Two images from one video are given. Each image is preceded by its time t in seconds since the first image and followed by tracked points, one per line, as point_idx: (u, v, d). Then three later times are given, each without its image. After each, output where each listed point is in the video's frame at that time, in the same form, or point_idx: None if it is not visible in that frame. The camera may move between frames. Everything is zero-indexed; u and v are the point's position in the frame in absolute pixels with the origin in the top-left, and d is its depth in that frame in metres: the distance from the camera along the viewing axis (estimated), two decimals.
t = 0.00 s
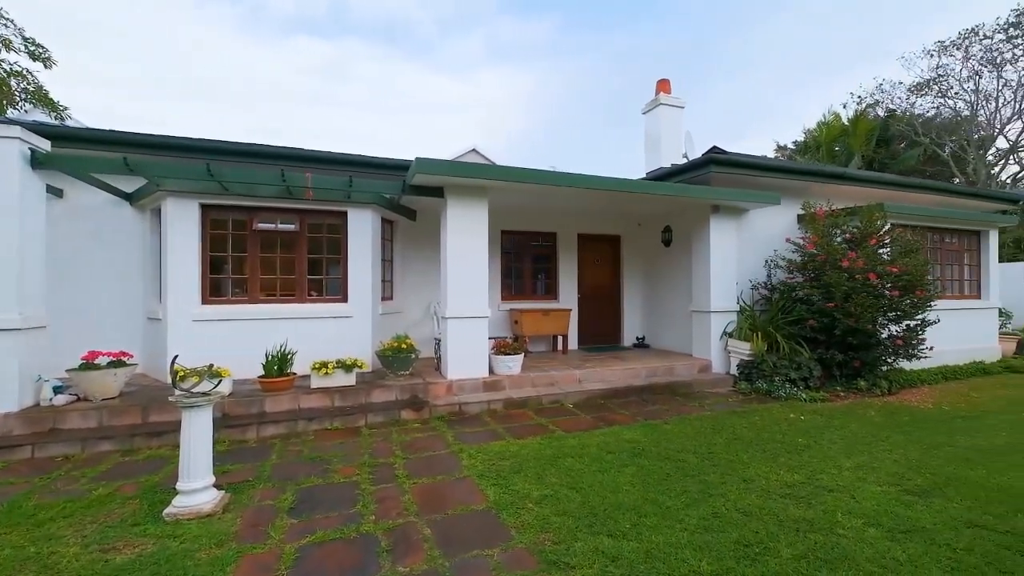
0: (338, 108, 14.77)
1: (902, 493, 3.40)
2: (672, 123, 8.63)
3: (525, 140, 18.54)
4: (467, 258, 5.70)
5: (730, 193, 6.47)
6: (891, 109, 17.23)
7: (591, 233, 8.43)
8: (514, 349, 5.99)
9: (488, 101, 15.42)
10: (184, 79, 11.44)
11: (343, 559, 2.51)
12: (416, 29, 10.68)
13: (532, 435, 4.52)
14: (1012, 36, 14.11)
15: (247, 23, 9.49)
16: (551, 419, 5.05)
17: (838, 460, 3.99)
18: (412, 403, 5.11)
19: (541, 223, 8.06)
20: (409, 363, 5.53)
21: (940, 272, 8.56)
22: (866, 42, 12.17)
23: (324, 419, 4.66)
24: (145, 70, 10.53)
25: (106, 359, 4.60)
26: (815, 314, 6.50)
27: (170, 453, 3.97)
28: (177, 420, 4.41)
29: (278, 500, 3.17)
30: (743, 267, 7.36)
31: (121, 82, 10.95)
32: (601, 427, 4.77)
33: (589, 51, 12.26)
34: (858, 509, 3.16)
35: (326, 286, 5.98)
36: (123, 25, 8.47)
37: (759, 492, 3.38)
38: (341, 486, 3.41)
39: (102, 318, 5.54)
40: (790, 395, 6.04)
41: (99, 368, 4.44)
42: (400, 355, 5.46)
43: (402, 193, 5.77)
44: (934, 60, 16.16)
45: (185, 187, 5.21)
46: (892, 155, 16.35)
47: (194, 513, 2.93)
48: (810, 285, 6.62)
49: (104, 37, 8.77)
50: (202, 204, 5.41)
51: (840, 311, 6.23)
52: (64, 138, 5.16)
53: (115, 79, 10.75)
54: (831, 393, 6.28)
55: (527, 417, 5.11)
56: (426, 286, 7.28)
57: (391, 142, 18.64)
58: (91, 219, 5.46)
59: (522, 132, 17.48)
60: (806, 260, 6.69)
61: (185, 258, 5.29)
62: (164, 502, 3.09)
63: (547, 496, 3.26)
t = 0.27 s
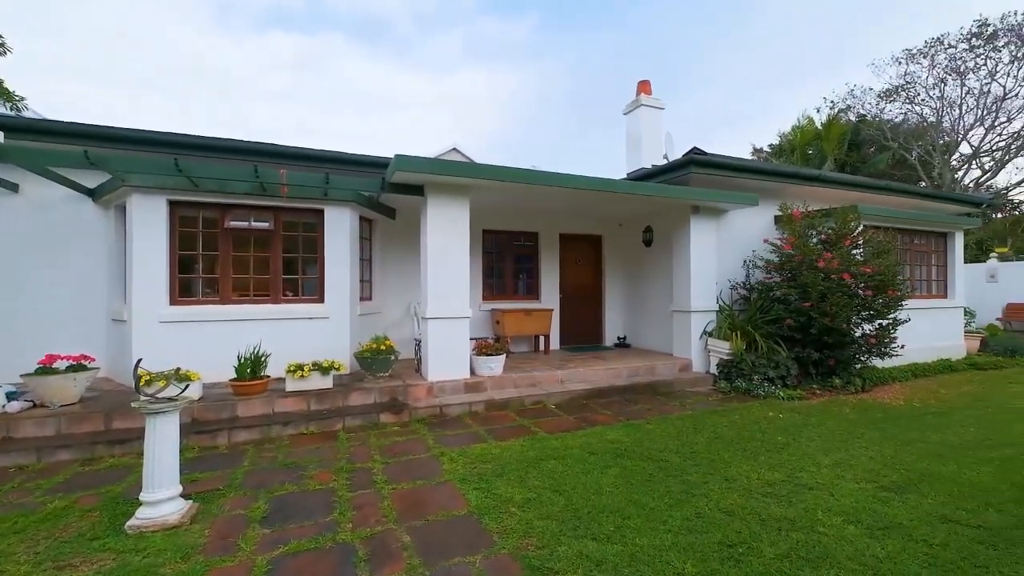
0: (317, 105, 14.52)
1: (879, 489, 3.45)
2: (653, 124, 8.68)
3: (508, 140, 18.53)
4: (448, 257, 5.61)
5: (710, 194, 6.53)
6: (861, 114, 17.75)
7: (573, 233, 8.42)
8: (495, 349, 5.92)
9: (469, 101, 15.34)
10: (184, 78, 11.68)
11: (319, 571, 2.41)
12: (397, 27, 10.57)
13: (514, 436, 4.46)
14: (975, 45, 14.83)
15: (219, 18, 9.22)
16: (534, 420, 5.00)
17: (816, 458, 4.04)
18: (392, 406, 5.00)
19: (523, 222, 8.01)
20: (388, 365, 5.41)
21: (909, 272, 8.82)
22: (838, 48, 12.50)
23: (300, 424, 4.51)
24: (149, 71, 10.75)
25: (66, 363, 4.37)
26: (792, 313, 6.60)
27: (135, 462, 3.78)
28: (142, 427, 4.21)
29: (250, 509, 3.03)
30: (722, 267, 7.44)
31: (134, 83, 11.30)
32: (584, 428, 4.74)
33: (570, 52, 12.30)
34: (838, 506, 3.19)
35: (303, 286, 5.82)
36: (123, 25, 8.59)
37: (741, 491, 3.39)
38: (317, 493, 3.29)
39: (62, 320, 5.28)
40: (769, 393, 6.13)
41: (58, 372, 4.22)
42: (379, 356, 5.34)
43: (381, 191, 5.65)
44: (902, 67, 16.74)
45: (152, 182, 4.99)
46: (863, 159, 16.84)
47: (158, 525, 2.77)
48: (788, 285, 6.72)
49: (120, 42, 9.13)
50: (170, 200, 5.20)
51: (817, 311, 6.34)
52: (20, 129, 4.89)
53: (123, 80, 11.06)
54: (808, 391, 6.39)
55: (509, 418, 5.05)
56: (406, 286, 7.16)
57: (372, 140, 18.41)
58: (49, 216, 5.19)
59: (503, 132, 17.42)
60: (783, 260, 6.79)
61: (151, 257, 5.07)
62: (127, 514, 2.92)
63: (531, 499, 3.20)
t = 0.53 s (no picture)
0: (292, 103, 14.20)
1: (853, 485, 3.50)
2: (632, 125, 8.72)
3: (487, 140, 18.43)
4: (426, 256, 5.49)
5: (688, 194, 6.59)
6: (830, 119, 18.27)
7: (552, 232, 8.39)
8: (474, 350, 5.82)
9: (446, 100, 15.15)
10: (184, 77, 11.77)
11: None
12: (373, 24, 10.36)
13: (493, 438, 4.38)
14: (936, 55, 15.44)
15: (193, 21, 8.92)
16: (514, 421, 4.93)
17: (793, 455, 4.08)
18: (367, 409, 4.86)
19: (502, 221, 7.93)
20: (364, 367, 5.25)
21: (877, 272, 9.08)
22: (808, 52, 12.82)
23: (270, 429, 4.34)
24: (149, 71, 10.80)
25: (15, 369, 4.10)
26: (767, 313, 6.71)
27: (91, 472, 3.56)
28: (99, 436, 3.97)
29: (216, 520, 2.88)
30: (700, 267, 7.52)
31: (139, 84, 11.39)
32: (564, 429, 4.69)
33: (549, 51, 12.28)
34: (815, 503, 3.22)
35: (274, 286, 5.62)
36: (123, 26, 8.57)
37: (721, 491, 3.39)
38: (288, 502, 3.15)
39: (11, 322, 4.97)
40: (745, 391, 6.22)
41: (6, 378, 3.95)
42: (354, 358, 5.18)
43: (356, 187, 5.50)
44: (868, 75, 17.28)
45: (111, 176, 4.73)
46: (832, 163, 17.33)
47: (115, 539, 2.60)
48: (763, 284, 6.83)
49: (101, 40, 8.92)
50: (131, 196, 4.94)
51: (791, 310, 6.46)
52: None
53: (127, 81, 11.18)
54: (782, 389, 6.51)
55: (488, 420, 4.96)
56: (383, 286, 7.01)
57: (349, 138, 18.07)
58: None
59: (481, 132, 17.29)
60: (758, 260, 6.89)
61: (110, 255, 4.81)
62: (80, 530, 2.73)
63: (511, 503, 3.13)
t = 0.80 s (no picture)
0: (264, 99, 13.79)
1: (828, 482, 3.54)
2: (610, 125, 8.75)
3: (465, 140, 18.29)
4: (401, 255, 5.36)
5: (665, 194, 6.62)
6: (800, 124, 18.79)
7: (530, 232, 8.34)
8: (452, 351, 5.71)
9: (423, 99, 14.95)
10: (178, 76, 11.65)
11: None
12: (349, 19, 10.11)
13: (471, 441, 4.28)
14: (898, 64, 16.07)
15: (158, 18, 8.55)
16: (492, 423, 4.84)
17: (769, 453, 4.12)
18: (340, 413, 4.70)
19: (479, 220, 7.84)
20: (337, 369, 5.08)
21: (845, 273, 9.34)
22: (781, 55, 13.13)
23: (237, 435, 4.15)
24: (150, 71, 10.88)
25: None
26: (742, 312, 6.81)
27: (38, 485, 3.32)
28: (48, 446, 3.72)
29: (176, 534, 2.71)
30: (676, 267, 7.58)
31: (141, 85, 11.51)
32: (543, 430, 4.63)
33: (527, 51, 12.22)
34: (792, 501, 3.23)
35: (242, 285, 5.40)
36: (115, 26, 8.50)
37: (700, 490, 3.38)
38: (254, 512, 2.99)
39: None
40: (721, 390, 6.29)
41: None
42: (327, 360, 5.01)
43: (328, 183, 5.33)
44: (835, 81, 17.81)
45: (63, 168, 4.46)
46: (801, 166, 17.81)
47: (63, 558, 2.41)
48: (738, 284, 6.92)
49: (59, 38, 8.47)
50: (86, 189, 4.67)
51: (765, 309, 6.56)
52: None
53: (105, 78, 10.92)
54: (757, 387, 6.62)
55: (466, 422, 4.87)
56: (357, 285, 6.83)
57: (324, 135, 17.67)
58: None
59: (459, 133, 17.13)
60: (734, 261, 6.99)
61: (62, 253, 4.52)
62: (24, 548, 2.53)
63: (490, 508, 3.05)
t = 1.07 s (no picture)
0: (233, 92, 13.39)
1: (805, 480, 3.58)
2: (588, 124, 8.75)
3: (442, 140, 18.12)
4: (377, 254, 5.21)
5: (644, 194, 6.64)
6: (771, 128, 19.26)
7: (509, 231, 8.27)
8: (429, 352, 5.59)
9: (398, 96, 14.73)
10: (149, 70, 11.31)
11: None
12: (325, 15, 9.87)
13: (450, 444, 4.19)
14: (864, 72, 16.60)
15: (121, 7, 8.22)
16: (471, 425, 4.75)
17: (747, 451, 4.14)
18: (313, 417, 4.53)
19: (457, 219, 7.73)
20: (309, 371, 4.91)
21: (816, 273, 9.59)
22: (753, 57, 13.43)
23: (202, 441, 3.95)
24: (132, 66, 10.81)
25: None
26: (718, 311, 6.88)
27: None
28: None
29: (132, 549, 2.53)
30: (654, 267, 7.63)
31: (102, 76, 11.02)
32: (523, 431, 4.57)
33: (505, 49, 12.15)
34: (771, 499, 3.25)
35: (208, 284, 5.17)
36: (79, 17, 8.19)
37: (681, 490, 3.36)
38: (219, 523, 2.83)
39: None
40: (698, 388, 6.35)
41: None
42: (299, 362, 4.83)
43: (301, 179, 5.15)
44: (805, 87, 18.30)
45: (10, 159, 4.16)
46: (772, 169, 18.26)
47: None
48: (714, 284, 7.01)
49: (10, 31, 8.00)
50: (37, 182, 4.38)
51: (740, 309, 6.65)
52: None
53: (64, 70, 10.41)
54: (733, 385, 6.70)
55: (444, 424, 4.77)
56: (330, 284, 6.64)
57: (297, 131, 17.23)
58: None
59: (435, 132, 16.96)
60: (710, 260, 7.06)
61: (9, 249, 4.23)
62: None
63: (469, 513, 2.96)
